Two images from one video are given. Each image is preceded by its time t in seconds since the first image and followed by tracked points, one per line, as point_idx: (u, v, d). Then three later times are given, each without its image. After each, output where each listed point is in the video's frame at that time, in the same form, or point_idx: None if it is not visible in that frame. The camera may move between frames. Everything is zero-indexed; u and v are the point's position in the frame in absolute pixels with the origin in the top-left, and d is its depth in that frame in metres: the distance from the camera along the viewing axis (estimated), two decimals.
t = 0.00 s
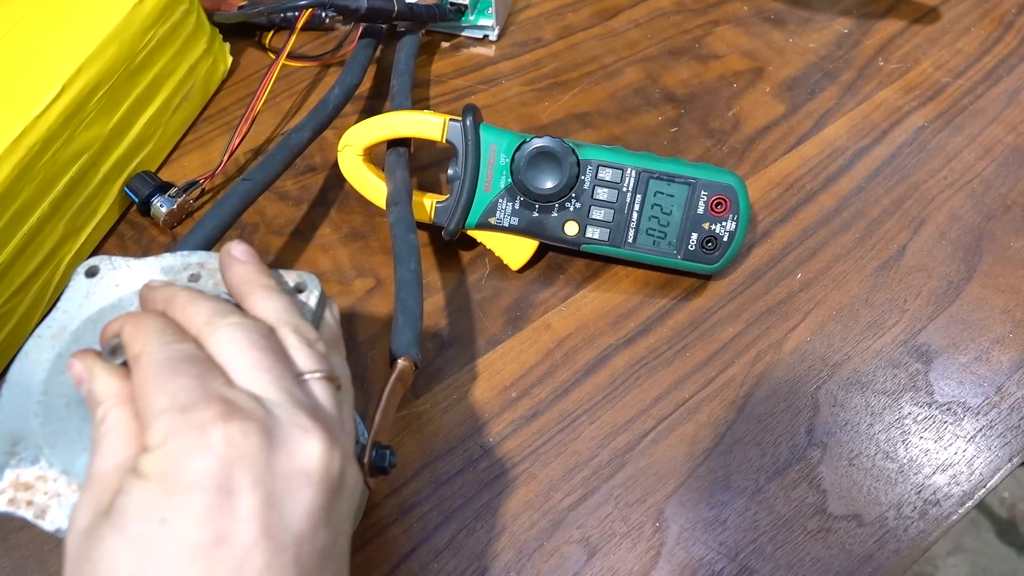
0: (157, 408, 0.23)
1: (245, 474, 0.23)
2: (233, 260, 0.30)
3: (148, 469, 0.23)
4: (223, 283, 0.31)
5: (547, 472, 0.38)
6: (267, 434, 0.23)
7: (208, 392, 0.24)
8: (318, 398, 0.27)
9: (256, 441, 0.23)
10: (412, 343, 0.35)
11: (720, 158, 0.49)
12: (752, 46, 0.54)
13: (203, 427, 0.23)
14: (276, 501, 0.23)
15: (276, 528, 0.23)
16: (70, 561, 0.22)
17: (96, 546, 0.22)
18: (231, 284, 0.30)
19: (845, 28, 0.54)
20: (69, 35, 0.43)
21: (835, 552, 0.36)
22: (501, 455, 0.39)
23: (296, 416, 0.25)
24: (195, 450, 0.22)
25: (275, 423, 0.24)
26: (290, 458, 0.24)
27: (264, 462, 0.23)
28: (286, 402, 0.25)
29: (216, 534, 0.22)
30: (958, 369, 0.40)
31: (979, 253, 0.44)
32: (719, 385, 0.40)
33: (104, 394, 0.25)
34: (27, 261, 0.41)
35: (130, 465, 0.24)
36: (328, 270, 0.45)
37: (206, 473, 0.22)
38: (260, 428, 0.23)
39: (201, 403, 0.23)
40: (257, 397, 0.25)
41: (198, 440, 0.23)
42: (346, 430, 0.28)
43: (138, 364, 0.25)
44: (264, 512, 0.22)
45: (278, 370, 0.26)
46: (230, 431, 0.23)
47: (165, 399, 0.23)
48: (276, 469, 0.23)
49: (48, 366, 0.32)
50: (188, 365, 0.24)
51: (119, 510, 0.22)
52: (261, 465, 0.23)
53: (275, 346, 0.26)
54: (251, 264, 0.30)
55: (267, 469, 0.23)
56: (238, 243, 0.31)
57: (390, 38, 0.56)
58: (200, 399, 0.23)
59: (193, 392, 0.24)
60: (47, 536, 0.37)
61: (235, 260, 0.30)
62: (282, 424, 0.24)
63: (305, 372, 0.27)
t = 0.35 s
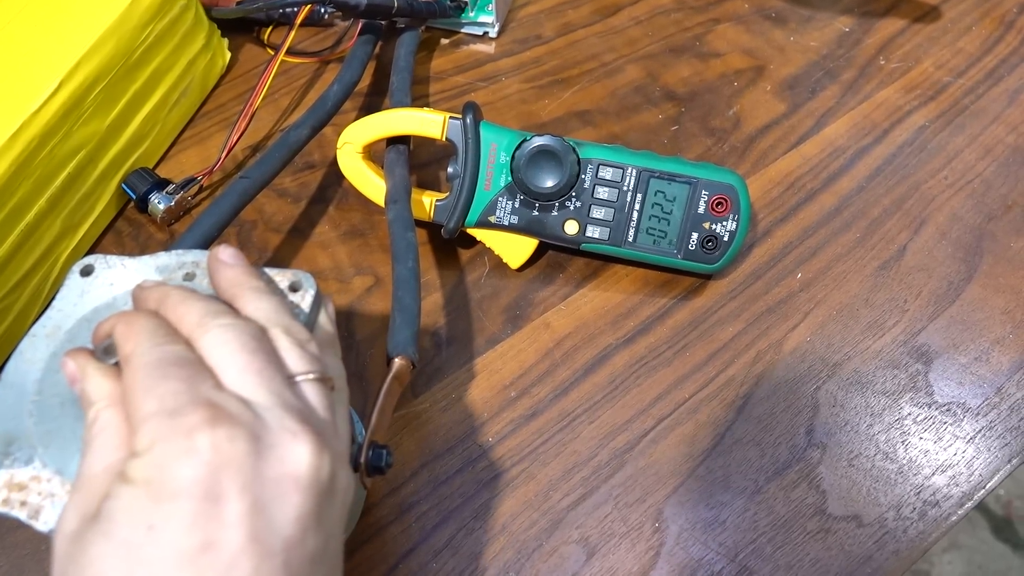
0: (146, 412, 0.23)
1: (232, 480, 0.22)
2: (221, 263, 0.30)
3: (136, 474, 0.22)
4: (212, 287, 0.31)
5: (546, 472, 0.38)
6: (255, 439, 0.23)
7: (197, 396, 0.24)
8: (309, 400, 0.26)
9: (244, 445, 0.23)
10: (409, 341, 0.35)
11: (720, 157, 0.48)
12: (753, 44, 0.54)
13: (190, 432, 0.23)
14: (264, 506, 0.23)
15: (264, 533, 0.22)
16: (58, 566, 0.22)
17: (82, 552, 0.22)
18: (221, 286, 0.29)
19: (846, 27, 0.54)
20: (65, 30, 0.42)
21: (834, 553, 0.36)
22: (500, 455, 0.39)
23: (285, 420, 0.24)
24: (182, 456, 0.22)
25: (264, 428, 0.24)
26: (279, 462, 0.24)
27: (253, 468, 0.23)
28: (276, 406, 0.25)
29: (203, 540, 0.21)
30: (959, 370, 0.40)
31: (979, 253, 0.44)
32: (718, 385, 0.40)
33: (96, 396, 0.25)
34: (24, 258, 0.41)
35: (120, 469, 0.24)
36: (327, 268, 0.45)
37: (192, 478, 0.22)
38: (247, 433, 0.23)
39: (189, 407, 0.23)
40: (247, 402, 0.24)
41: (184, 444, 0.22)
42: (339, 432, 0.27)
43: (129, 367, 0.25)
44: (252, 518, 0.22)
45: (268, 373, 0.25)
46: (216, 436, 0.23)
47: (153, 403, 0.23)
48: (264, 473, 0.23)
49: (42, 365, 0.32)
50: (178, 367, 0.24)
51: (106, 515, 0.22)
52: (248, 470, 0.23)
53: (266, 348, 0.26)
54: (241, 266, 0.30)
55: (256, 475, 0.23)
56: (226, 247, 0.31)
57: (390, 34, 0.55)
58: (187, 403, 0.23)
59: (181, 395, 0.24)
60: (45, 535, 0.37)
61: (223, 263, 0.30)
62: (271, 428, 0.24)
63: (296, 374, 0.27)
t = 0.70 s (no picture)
0: (124, 411, 0.23)
1: (210, 478, 0.22)
2: (204, 260, 0.29)
3: (113, 474, 0.22)
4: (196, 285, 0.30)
5: (544, 470, 0.38)
6: (233, 437, 0.23)
7: (175, 394, 0.23)
8: (293, 396, 0.26)
9: (222, 443, 0.22)
10: (403, 336, 0.35)
11: (720, 153, 0.48)
12: (754, 39, 0.53)
13: (167, 430, 0.22)
14: (243, 504, 0.22)
15: (243, 532, 0.22)
16: (35, 567, 0.22)
17: (58, 553, 0.21)
18: (204, 283, 0.29)
19: (848, 22, 0.54)
20: (59, 21, 0.42)
21: (833, 552, 0.36)
22: (497, 453, 0.38)
23: (266, 417, 0.24)
24: (159, 454, 0.22)
25: (243, 425, 0.23)
26: (259, 459, 0.23)
27: (231, 466, 0.22)
28: (257, 403, 0.24)
29: (180, 539, 0.21)
30: (959, 369, 0.40)
31: (980, 251, 0.44)
32: (717, 383, 0.40)
33: (77, 393, 0.25)
34: (17, 253, 0.41)
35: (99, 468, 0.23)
36: (323, 263, 0.45)
37: (169, 477, 0.22)
38: (226, 431, 0.23)
39: (167, 405, 0.23)
40: (227, 399, 0.24)
41: (161, 443, 0.22)
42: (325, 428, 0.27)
43: (109, 363, 0.24)
44: (230, 516, 0.22)
45: (250, 370, 0.25)
46: (193, 434, 0.22)
47: (131, 401, 0.23)
48: (244, 471, 0.23)
49: (29, 363, 0.31)
50: (157, 364, 0.24)
51: (83, 515, 0.22)
52: (226, 469, 0.22)
53: (248, 344, 0.26)
54: (224, 262, 0.30)
55: (235, 474, 0.22)
56: (209, 244, 0.30)
57: (388, 27, 0.55)
58: (165, 401, 0.23)
59: (160, 393, 0.23)
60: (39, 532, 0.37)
61: (206, 260, 0.29)
62: (251, 425, 0.24)
63: (280, 370, 0.26)
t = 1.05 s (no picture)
0: (115, 415, 0.23)
1: (201, 486, 0.22)
2: (200, 261, 0.29)
3: (103, 479, 0.22)
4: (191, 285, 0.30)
5: (542, 471, 0.38)
6: (225, 444, 0.23)
7: (167, 399, 0.23)
8: (287, 400, 0.26)
9: (213, 451, 0.22)
10: (402, 336, 0.34)
11: (721, 153, 0.48)
12: (755, 38, 0.53)
13: (158, 437, 0.22)
14: (234, 511, 0.22)
15: (234, 540, 0.22)
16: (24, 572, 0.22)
17: (48, 559, 0.21)
18: (199, 284, 0.29)
19: (849, 21, 0.54)
20: (54, 15, 0.41)
21: (831, 555, 0.36)
22: (495, 453, 0.38)
23: (259, 422, 0.24)
24: (150, 461, 0.22)
25: (235, 432, 0.23)
26: (251, 466, 0.23)
27: (222, 473, 0.22)
28: (250, 408, 0.24)
29: (170, 547, 0.21)
30: (959, 371, 0.40)
31: (981, 253, 0.44)
32: (716, 384, 0.40)
33: (69, 394, 0.25)
34: (13, 249, 0.40)
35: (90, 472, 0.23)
36: (321, 261, 0.44)
37: (159, 485, 0.21)
38: (217, 438, 0.23)
39: (158, 411, 0.23)
40: (220, 404, 0.24)
41: (151, 449, 0.22)
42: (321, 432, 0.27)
43: (102, 365, 0.24)
44: (221, 524, 0.22)
45: (244, 375, 0.25)
46: (184, 441, 0.22)
47: (122, 406, 0.23)
48: (235, 478, 0.22)
49: (24, 363, 0.31)
50: (150, 368, 0.24)
51: (73, 521, 0.22)
52: (217, 476, 0.22)
53: (242, 348, 0.26)
54: (220, 263, 0.29)
55: (226, 481, 0.22)
56: (206, 244, 0.30)
57: (387, 23, 0.55)
58: (157, 406, 0.23)
59: (151, 398, 0.23)
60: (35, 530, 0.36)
61: (202, 261, 0.29)
62: (244, 431, 0.23)
63: (275, 374, 0.26)
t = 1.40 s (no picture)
0: (101, 408, 0.22)
1: (186, 481, 0.21)
2: (190, 252, 0.29)
3: (87, 474, 0.22)
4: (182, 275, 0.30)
5: (537, 464, 0.37)
6: (211, 439, 0.22)
7: (153, 392, 0.23)
8: (277, 393, 0.25)
9: (199, 446, 0.22)
10: (396, 328, 0.34)
11: (719, 144, 0.47)
12: (754, 29, 0.53)
13: (142, 430, 0.22)
14: (220, 506, 0.22)
15: (219, 535, 0.21)
16: (7, 566, 0.21)
17: (31, 553, 0.21)
18: (189, 275, 0.28)
19: (850, 12, 0.53)
20: None
21: (828, 549, 0.36)
22: (490, 446, 0.38)
23: (247, 416, 0.23)
24: (134, 456, 0.21)
25: (222, 426, 0.23)
26: (238, 461, 0.23)
27: (209, 468, 0.22)
28: (238, 402, 0.24)
29: (155, 543, 0.20)
30: (957, 365, 0.40)
31: (980, 246, 0.43)
32: (714, 377, 0.40)
33: (55, 384, 0.24)
34: (4, 238, 0.40)
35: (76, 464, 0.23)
36: (315, 252, 0.44)
37: (144, 480, 0.21)
38: (203, 433, 0.22)
39: (143, 404, 0.22)
40: (207, 398, 0.24)
41: (136, 444, 0.21)
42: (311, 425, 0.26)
43: (88, 357, 0.24)
44: (206, 520, 0.21)
45: (232, 368, 0.24)
46: (169, 435, 0.22)
47: (107, 398, 0.22)
48: (222, 473, 0.22)
49: (12, 353, 0.31)
50: (137, 360, 0.23)
51: (57, 515, 0.21)
52: (203, 471, 0.22)
53: (231, 340, 0.25)
54: (211, 253, 0.29)
55: (212, 476, 0.22)
56: (196, 234, 0.30)
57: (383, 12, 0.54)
58: (142, 399, 0.22)
59: (137, 390, 0.23)
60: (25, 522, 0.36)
61: (192, 251, 0.29)
62: (231, 425, 0.23)
63: (265, 367, 0.25)
